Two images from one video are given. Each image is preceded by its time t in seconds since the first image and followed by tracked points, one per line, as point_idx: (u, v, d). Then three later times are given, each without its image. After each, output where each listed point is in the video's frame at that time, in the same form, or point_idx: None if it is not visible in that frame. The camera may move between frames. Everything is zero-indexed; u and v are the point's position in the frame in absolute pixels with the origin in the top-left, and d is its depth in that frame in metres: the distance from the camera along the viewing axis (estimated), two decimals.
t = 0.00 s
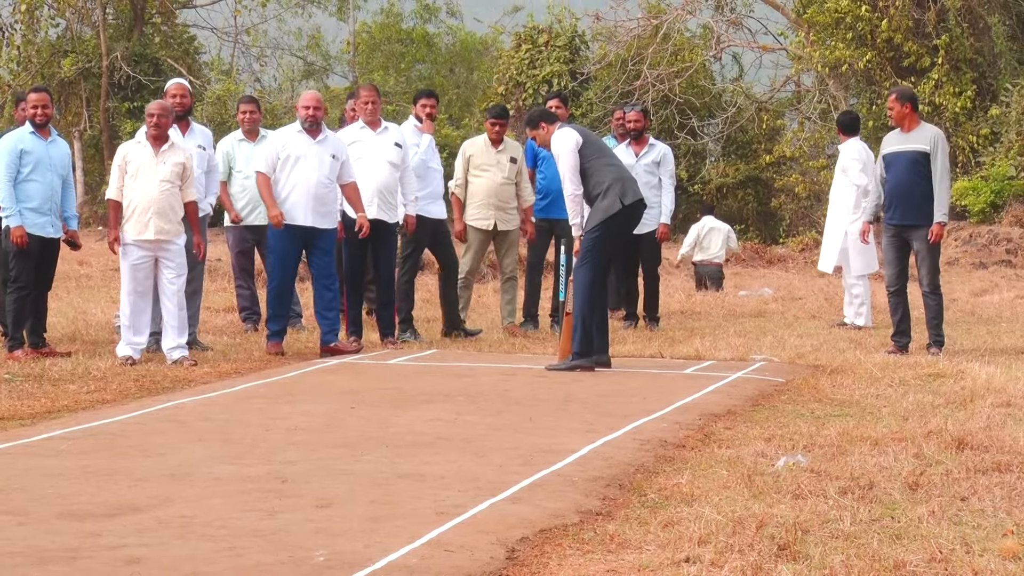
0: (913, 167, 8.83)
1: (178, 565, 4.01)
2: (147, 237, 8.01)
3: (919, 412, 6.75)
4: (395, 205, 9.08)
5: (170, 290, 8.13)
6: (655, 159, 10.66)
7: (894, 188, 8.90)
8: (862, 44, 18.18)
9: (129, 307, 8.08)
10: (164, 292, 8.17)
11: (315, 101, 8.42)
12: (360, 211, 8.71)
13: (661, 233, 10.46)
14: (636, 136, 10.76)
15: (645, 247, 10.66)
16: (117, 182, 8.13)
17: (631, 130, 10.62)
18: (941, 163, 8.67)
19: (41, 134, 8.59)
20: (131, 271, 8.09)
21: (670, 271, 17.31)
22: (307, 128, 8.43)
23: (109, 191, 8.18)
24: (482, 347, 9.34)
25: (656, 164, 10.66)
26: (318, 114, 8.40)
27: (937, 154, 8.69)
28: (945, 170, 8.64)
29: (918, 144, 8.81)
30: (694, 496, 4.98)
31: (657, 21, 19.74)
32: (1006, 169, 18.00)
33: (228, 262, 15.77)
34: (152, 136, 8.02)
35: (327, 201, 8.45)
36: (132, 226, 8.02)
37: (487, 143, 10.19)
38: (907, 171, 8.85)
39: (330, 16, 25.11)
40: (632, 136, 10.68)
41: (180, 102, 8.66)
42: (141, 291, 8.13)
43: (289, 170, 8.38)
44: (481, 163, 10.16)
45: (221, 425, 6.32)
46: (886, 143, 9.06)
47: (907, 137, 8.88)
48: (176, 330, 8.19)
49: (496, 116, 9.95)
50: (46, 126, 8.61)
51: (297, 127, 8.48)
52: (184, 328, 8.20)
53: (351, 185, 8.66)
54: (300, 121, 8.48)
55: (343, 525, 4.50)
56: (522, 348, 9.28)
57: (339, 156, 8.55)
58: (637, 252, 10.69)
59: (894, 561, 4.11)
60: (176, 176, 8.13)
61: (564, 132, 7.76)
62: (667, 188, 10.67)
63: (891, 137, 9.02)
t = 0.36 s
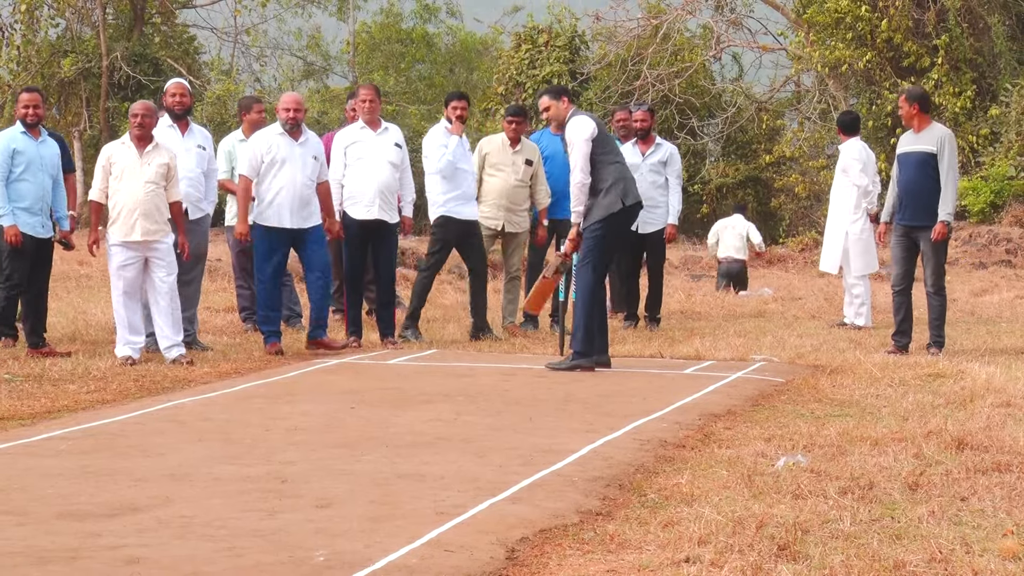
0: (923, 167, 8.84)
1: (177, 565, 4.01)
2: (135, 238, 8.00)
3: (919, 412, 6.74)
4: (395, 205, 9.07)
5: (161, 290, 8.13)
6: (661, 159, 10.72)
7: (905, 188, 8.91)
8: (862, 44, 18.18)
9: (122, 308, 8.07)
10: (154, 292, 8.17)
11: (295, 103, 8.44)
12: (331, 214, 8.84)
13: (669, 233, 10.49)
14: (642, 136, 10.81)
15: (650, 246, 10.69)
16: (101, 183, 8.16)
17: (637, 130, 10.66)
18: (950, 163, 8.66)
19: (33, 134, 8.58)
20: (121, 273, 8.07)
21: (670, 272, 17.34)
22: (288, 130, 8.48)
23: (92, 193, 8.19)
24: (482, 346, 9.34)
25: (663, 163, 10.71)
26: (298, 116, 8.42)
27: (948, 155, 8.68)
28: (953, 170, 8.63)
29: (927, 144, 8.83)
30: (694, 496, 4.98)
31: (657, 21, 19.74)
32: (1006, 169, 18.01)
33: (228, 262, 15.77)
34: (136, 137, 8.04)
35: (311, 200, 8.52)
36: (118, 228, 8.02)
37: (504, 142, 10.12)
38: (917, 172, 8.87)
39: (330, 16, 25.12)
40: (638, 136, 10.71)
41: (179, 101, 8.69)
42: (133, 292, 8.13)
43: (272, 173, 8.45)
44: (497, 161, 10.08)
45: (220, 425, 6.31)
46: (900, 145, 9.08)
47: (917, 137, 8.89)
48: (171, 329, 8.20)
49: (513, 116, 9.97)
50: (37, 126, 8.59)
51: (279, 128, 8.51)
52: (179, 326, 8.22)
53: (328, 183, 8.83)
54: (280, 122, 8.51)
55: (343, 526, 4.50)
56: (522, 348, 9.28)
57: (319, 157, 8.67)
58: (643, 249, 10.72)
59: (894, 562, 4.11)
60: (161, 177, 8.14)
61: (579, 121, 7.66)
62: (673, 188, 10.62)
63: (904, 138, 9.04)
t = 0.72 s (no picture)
0: (930, 167, 8.83)
1: (177, 565, 4.01)
2: (135, 238, 8.00)
3: (919, 412, 6.74)
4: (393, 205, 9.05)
5: (161, 290, 8.15)
6: (665, 160, 10.69)
7: (910, 188, 8.92)
8: (862, 45, 18.18)
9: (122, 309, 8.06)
10: (154, 292, 8.17)
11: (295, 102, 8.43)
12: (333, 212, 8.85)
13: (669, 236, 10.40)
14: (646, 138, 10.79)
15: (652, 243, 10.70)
16: (101, 184, 8.16)
17: (642, 131, 10.65)
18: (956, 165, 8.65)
19: (7, 135, 8.46)
20: (121, 273, 8.07)
21: (670, 272, 17.33)
22: (290, 129, 8.48)
23: (92, 195, 8.18)
24: (482, 347, 9.34)
25: (665, 165, 10.68)
26: (300, 113, 8.42)
27: (955, 155, 8.65)
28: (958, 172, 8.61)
29: (933, 145, 8.82)
30: (694, 496, 4.98)
31: (657, 21, 19.74)
32: (1006, 169, 18.03)
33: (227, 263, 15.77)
34: (133, 136, 8.04)
35: (314, 198, 8.55)
36: (118, 229, 8.02)
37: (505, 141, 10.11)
38: (923, 173, 8.86)
39: (330, 16, 25.11)
40: (643, 137, 10.70)
41: (179, 101, 8.67)
42: (133, 292, 8.13)
43: (276, 172, 8.43)
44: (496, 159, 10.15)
45: (220, 425, 6.31)
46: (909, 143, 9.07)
47: (925, 137, 8.88)
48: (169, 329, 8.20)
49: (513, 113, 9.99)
50: (11, 127, 8.47)
51: (280, 128, 8.51)
52: (175, 326, 8.25)
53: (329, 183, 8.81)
54: (282, 122, 8.51)
55: (343, 525, 4.50)
56: (522, 348, 9.28)
57: (322, 155, 8.69)
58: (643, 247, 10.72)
59: (894, 562, 4.11)
60: (160, 175, 8.13)
61: (597, 113, 7.56)
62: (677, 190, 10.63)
63: (913, 137, 9.03)
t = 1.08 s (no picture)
0: (934, 168, 8.83)
1: (177, 565, 4.00)
2: (143, 238, 8.02)
3: (919, 412, 6.74)
4: (391, 205, 9.04)
5: (167, 291, 8.17)
6: (663, 160, 10.64)
7: (914, 189, 8.90)
8: (862, 44, 18.20)
9: (129, 310, 8.09)
10: (160, 292, 8.19)
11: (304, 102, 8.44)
12: (343, 210, 8.70)
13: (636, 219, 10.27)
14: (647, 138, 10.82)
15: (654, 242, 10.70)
16: (108, 185, 8.15)
17: (642, 130, 10.71)
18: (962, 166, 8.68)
19: None
20: (128, 273, 8.09)
21: (669, 272, 17.35)
22: (298, 129, 8.48)
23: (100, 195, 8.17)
24: (482, 347, 9.34)
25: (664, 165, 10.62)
26: (308, 114, 8.44)
27: (961, 158, 8.69)
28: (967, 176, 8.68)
29: (939, 146, 8.82)
30: (694, 496, 4.98)
31: (657, 21, 19.76)
32: (1005, 169, 18.09)
33: (228, 263, 15.79)
34: (138, 136, 8.03)
35: (322, 199, 8.55)
36: (127, 229, 8.04)
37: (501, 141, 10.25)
38: (928, 173, 8.85)
39: (330, 17, 25.15)
40: (643, 137, 10.74)
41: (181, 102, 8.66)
42: (139, 293, 8.15)
43: (284, 172, 8.43)
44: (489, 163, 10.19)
45: (220, 425, 6.31)
46: (908, 143, 9.05)
47: (929, 138, 8.88)
48: (173, 329, 8.22)
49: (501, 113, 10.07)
50: None
51: (288, 128, 8.51)
52: (178, 326, 8.26)
53: (338, 184, 8.73)
54: (291, 122, 8.51)
55: (343, 525, 4.50)
56: (522, 348, 9.28)
57: (330, 155, 8.67)
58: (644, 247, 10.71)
59: (894, 562, 4.11)
60: (166, 175, 8.12)
61: (602, 112, 7.56)
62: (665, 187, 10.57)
63: (914, 136, 9.02)
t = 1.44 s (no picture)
0: (933, 168, 8.82)
1: (177, 565, 4.00)
2: (146, 238, 8.01)
3: (919, 412, 6.74)
4: (390, 205, 9.04)
5: (169, 291, 8.17)
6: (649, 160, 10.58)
7: (913, 189, 8.89)
8: (861, 44, 18.21)
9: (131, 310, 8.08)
10: (162, 293, 8.19)
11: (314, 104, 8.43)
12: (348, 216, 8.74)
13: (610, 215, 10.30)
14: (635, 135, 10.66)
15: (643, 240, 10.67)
16: (112, 185, 8.14)
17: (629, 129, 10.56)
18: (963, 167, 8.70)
19: None
20: (130, 273, 8.09)
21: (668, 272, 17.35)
22: (308, 131, 8.49)
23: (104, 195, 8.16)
24: (481, 346, 9.34)
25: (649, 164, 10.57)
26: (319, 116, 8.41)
27: (961, 158, 8.71)
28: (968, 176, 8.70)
29: (940, 146, 8.81)
30: (693, 496, 4.98)
31: (657, 21, 19.76)
32: (1005, 169, 18.11)
33: (227, 263, 15.79)
34: (143, 136, 8.02)
35: (327, 201, 8.55)
36: (131, 229, 8.03)
37: (494, 141, 10.20)
38: (927, 174, 8.83)
39: (329, 17, 25.16)
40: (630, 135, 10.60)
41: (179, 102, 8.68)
42: (141, 293, 8.15)
43: (290, 173, 8.44)
44: (487, 163, 10.16)
45: (219, 425, 6.31)
46: (905, 143, 9.04)
47: (929, 138, 8.88)
48: (173, 329, 8.23)
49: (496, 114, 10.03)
50: None
51: (298, 129, 8.52)
52: (178, 326, 8.26)
53: (344, 186, 8.72)
54: (300, 123, 8.52)
55: (342, 525, 4.50)
56: (521, 348, 9.28)
57: (337, 158, 8.67)
58: (632, 247, 10.69)
59: (893, 561, 4.11)
60: (171, 174, 8.12)
61: (605, 113, 7.57)
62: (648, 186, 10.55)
63: (911, 136, 9.00)
